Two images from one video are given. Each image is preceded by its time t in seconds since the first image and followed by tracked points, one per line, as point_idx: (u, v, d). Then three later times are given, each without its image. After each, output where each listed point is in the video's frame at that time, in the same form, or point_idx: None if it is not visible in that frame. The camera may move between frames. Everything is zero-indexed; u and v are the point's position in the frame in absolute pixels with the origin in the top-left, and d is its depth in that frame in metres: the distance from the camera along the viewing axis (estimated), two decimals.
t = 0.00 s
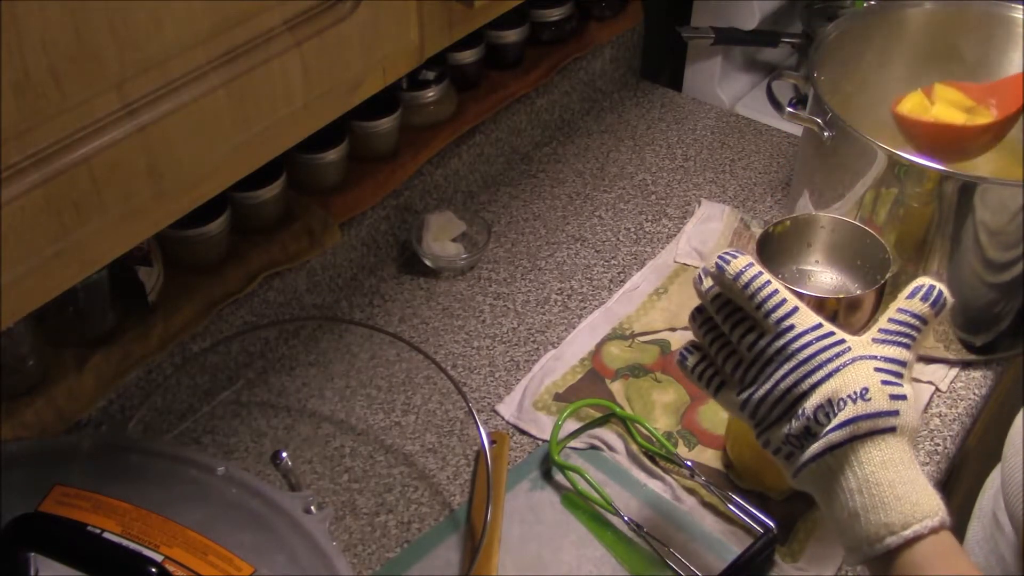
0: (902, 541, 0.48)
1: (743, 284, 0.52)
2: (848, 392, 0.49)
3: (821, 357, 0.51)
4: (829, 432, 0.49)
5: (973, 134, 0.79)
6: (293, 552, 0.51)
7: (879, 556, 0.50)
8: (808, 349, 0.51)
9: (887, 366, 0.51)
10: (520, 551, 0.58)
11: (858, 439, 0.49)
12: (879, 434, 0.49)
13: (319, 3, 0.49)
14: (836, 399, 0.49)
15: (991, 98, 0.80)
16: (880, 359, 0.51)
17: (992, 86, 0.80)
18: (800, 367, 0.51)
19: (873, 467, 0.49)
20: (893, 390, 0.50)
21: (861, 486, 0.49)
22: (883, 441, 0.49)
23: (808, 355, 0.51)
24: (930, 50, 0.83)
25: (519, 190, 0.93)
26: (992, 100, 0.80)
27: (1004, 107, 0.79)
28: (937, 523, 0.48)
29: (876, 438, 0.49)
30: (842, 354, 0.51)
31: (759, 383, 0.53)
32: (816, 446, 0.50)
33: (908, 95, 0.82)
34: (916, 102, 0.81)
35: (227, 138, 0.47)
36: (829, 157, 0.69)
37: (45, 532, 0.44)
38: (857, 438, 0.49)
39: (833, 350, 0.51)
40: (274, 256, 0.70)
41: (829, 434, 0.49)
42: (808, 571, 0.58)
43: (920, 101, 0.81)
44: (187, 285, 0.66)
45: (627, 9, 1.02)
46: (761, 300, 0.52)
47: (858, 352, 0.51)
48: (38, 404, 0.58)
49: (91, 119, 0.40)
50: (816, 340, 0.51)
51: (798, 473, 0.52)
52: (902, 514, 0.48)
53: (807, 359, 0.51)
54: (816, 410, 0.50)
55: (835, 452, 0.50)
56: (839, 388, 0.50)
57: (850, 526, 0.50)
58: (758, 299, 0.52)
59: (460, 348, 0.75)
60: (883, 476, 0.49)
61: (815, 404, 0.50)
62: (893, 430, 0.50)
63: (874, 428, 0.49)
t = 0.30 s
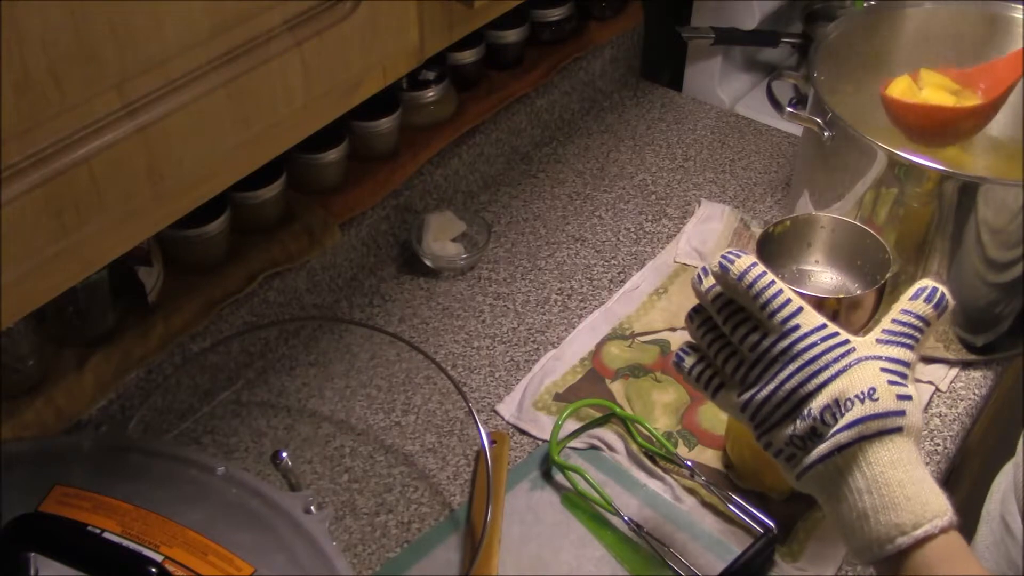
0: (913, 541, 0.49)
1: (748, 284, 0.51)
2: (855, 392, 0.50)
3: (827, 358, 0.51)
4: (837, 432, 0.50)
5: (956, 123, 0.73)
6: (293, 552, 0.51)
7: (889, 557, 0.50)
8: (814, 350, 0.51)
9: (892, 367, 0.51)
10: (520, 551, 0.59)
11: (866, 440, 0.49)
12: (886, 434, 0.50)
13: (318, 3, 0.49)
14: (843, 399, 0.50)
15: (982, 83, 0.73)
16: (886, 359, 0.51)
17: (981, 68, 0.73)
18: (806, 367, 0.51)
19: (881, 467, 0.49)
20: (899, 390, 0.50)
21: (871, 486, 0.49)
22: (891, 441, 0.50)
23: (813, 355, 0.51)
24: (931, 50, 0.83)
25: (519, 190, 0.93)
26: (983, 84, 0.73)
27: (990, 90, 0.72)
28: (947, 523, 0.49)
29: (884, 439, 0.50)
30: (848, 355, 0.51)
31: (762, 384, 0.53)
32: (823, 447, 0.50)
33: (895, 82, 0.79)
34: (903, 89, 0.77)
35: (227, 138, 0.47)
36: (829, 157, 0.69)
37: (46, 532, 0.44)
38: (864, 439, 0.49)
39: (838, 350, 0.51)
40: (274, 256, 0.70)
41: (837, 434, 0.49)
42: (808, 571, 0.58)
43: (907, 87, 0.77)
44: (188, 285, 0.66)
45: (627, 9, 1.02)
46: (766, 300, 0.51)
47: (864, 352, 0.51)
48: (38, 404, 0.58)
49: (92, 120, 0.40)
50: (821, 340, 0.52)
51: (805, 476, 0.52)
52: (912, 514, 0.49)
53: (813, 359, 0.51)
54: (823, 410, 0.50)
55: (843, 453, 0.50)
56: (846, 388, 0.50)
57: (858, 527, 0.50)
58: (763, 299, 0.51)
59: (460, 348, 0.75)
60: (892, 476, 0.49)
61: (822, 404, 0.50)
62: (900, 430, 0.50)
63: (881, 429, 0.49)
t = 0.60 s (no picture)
0: (931, 563, 0.49)
1: (754, 303, 0.52)
2: (866, 411, 0.49)
3: (837, 376, 0.51)
4: (850, 453, 0.49)
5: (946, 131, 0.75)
6: (293, 552, 0.51)
7: None
8: (822, 369, 0.51)
9: (903, 384, 0.51)
10: (520, 551, 0.59)
11: (880, 459, 0.49)
12: (900, 453, 0.49)
13: (318, 3, 0.49)
14: (854, 419, 0.50)
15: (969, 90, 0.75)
16: (896, 377, 0.51)
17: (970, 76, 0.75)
18: (815, 387, 0.51)
19: (897, 487, 0.49)
20: (911, 407, 0.50)
21: (887, 507, 0.49)
22: (905, 460, 0.50)
23: (822, 375, 0.51)
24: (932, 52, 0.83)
25: (519, 190, 0.93)
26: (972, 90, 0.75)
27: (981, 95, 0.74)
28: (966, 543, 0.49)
29: (898, 458, 0.49)
30: (858, 373, 0.51)
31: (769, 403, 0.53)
32: (835, 468, 0.50)
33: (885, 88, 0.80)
34: (894, 97, 0.78)
35: (227, 138, 0.47)
36: (829, 157, 0.69)
37: (45, 532, 0.44)
38: (878, 459, 0.49)
39: (847, 368, 0.51)
40: (274, 256, 0.70)
41: (849, 455, 0.49)
42: (808, 571, 0.58)
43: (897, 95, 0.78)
44: (188, 285, 0.66)
45: (627, 9, 1.02)
46: (772, 318, 0.52)
47: (873, 370, 0.51)
48: (38, 404, 0.58)
49: (92, 120, 0.40)
50: (830, 358, 0.52)
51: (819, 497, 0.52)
52: (930, 535, 0.49)
53: (822, 378, 0.51)
54: (835, 430, 0.50)
55: (856, 474, 0.50)
56: (857, 407, 0.50)
57: (875, 548, 0.50)
58: (769, 318, 0.52)
59: (460, 348, 0.75)
60: (908, 496, 0.49)
61: (833, 425, 0.50)
62: (915, 448, 0.50)
63: (895, 448, 0.49)
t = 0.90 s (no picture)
0: (932, 554, 0.49)
1: (760, 294, 0.51)
2: (869, 403, 0.50)
3: (840, 368, 0.51)
4: (852, 444, 0.50)
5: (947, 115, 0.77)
6: (292, 552, 0.51)
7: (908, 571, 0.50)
8: (827, 360, 0.51)
9: (906, 376, 0.51)
10: (520, 551, 0.59)
11: (882, 450, 0.50)
12: (902, 444, 0.50)
13: (318, 3, 0.49)
14: (857, 410, 0.50)
15: (969, 70, 0.76)
16: (900, 368, 0.51)
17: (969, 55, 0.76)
18: (819, 378, 0.51)
19: (897, 478, 0.49)
20: (914, 399, 0.50)
21: (887, 498, 0.49)
22: (906, 451, 0.50)
23: (826, 366, 0.51)
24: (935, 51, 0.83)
25: (519, 190, 0.93)
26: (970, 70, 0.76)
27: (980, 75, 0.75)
28: (967, 534, 0.49)
29: (900, 449, 0.50)
30: (861, 364, 0.51)
31: (772, 394, 0.53)
32: (837, 459, 0.50)
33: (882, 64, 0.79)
34: (893, 77, 0.77)
35: (227, 138, 0.47)
36: (829, 157, 0.69)
37: (45, 532, 0.44)
38: (880, 449, 0.49)
39: (851, 360, 0.51)
40: (274, 256, 0.70)
41: (851, 446, 0.50)
42: (808, 571, 0.58)
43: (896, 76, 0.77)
44: (188, 284, 0.66)
45: (627, 8, 1.02)
46: (778, 309, 0.51)
47: (876, 362, 0.51)
48: (38, 404, 0.58)
49: (92, 119, 0.40)
50: (834, 350, 0.52)
51: (820, 488, 0.52)
52: (931, 526, 0.49)
53: (826, 370, 0.51)
54: (837, 421, 0.50)
55: (858, 464, 0.50)
56: (860, 398, 0.50)
57: (876, 540, 0.50)
58: (775, 309, 0.51)
59: (460, 348, 0.75)
60: (908, 488, 0.49)
61: (835, 416, 0.50)
62: (917, 439, 0.50)
63: (898, 439, 0.49)
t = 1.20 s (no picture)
0: (917, 541, 0.48)
1: (750, 284, 0.51)
2: (855, 392, 0.50)
3: (829, 357, 0.51)
4: (838, 432, 0.49)
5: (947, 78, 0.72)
6: (293, 552, 0.51)
7: (895, 557, 0.50)
8: (816, 350, 0.51)
9: (894, 367, 0.51)
10: (520, 551, 0.59)
11: (868, 440, 0.49)
12: (888, 433, 0.49)
13: (318, 3, 0.49)
14: (844, 399, 0.50)
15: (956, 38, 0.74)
16: (889, 358, 0.51)
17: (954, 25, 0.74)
18: (807, 368, 0.51)
19: (883, 466, 0.49)
20: (900, 390, 0.50)
21: (872, 486, 0.49)
22: (892, 441, 0.49)
23: (815, 355, 0.51)
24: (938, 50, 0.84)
25: (519, 190, 0.93)
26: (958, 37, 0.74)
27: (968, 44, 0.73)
28: (952, 522, 0.48)
29: (886, 438, 0.49)
30: (849, 354, 0.51)
31: (762, 383, 0.53)
32: (824, 447, 0.50)
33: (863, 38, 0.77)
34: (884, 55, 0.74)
35: (227, 138, 0.47)
36: (829, 156, 0.69)
37: (45, 532, 0.44)
38: (866, 438, 0.49)
39: (840, 350, 0.51)
40: (274, 256, 0.70)
41: (837, 435, 0.49)
42: (808, 571, 0.58)
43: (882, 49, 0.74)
44: (189, 284, 0.66)
45: (627, 9, 1.02)
46: (768, 300, 0.51)
47: (865, 352, 0.51)
48: (38, 404, 0.58)
49: (92, 119, 0.40)
50: (823, 340, 0.52)
51: (808, 477, 0.52)
52: (916, 513, 0.48)
53: (815, 359, 0.51)
54: (824, 410, 0.50)
55: (844, 453, 0.50)
56: (847, 387, 0.50)
57: (862, 528, 0.50)
58: (765, 299, 0.51)
59: (460, 348, 0.75)
60: (895, 475, 0.49)
61: (823, 404, 0.50)
62: (903, 429, 0.50)
63: (884, 428, 0.49)
